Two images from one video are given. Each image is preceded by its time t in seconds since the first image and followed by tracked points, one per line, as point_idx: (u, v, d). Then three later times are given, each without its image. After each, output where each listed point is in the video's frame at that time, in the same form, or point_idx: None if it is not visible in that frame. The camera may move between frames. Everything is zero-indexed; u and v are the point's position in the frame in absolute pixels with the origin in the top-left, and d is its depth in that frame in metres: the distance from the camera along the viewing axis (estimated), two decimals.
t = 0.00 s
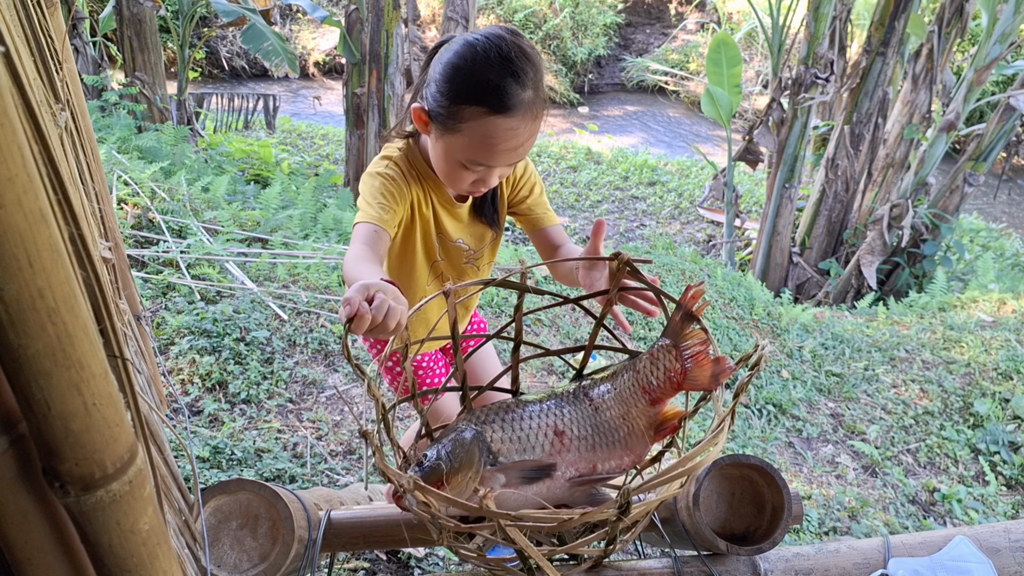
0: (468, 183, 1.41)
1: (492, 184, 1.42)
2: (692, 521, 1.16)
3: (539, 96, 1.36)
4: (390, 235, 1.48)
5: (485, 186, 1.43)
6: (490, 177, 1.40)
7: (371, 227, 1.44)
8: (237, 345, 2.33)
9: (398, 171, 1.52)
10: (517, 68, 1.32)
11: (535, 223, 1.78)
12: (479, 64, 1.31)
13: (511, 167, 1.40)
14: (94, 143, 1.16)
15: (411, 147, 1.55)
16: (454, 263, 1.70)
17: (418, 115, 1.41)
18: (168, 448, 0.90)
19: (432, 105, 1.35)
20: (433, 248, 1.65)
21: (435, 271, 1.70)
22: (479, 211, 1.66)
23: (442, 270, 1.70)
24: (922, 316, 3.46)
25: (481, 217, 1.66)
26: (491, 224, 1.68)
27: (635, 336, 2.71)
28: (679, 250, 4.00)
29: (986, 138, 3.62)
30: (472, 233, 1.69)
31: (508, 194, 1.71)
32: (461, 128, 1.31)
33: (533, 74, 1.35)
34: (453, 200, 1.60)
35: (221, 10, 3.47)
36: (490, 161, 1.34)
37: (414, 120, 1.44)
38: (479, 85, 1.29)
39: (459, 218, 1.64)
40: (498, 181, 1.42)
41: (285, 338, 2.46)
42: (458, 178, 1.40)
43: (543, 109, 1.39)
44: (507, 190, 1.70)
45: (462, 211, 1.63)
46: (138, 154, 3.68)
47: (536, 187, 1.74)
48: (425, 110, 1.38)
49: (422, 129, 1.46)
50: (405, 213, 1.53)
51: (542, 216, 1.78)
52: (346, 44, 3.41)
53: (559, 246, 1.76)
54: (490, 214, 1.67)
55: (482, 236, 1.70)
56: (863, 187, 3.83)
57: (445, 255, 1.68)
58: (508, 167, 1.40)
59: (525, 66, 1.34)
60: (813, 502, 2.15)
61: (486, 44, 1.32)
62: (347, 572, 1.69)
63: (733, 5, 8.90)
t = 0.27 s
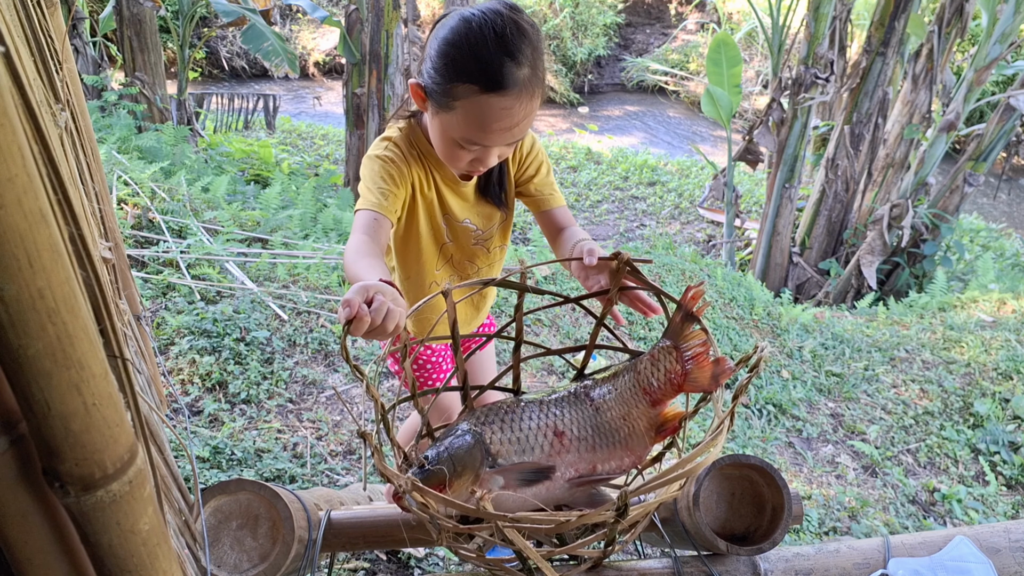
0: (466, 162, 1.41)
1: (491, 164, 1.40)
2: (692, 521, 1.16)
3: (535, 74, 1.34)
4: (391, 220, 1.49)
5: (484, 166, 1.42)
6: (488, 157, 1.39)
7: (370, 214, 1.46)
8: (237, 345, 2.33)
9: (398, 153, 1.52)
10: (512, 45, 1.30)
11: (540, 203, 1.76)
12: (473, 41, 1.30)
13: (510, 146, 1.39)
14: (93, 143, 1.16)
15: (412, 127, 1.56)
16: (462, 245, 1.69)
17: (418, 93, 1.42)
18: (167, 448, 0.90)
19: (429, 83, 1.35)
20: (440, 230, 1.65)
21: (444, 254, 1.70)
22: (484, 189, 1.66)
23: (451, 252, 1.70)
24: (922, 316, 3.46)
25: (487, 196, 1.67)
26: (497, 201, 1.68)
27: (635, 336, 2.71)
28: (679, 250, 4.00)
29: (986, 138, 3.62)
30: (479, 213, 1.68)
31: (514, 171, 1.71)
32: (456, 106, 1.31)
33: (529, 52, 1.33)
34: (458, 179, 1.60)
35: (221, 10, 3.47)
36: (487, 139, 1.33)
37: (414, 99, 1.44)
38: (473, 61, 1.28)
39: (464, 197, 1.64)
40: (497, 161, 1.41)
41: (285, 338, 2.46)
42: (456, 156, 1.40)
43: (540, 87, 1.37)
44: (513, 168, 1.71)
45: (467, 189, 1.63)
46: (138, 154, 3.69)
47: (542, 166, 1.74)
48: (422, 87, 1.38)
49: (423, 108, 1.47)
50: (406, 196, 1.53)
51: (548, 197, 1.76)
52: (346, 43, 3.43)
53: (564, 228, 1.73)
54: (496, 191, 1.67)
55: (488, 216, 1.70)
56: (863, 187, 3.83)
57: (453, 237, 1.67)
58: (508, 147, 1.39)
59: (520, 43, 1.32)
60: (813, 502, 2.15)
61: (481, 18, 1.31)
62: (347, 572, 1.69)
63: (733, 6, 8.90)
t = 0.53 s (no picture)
0: (458, 145, 1.38)
1: (483, 148, 1.36)
2: (692, 521, 1.16)
3: (525, 52, 1.31)
4: (394, 214, 1.51)
5: (478, 151, 1.37)
6: (479, 140, 1.34)
7: (375, 206, 1.48)
8: (237, 345, 2.33)
9: (405, 144, 1.53)
10: (500, 23, 1.28)
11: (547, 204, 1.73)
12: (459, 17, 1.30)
13: (503, 129, 1.34)
14: (94, 143, 1.16)
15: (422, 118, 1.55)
16: (469, 240, 1.69)
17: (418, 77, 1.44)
18: (167, 448, 0.90)
19: (423, 66, 1.35)
20: (446, 222, 1.65)
21: (451, 249, 1.70)
22: (493, 184, 1.63)
23: (457, 245, 1.70)
24: (922, 316, 3.46)
25: (495, 192, 1.64)
26: (505, 198, 1.66)
27: (635, 336, 2.71)
28: (679, 250, 4.00)
29: (986, 138, 3.62)
30: (487, 208, 1.67)
31: (525, 168, 1.68)
32: (443, 84, 1.30)
33: (518, 30, 1.30)
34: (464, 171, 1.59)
35: (221, 10, 3.47)
36: (472, 117, 1.30)
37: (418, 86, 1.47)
38: (458, 38, 1.27)
39: (473, 191, 1.63)
40: (490, 145, 1.36)
41: (285, 338, 2.46)
42: (449, 139, 1.38)
43: (531, 68, 1.33)
44: (524, 165, 1.68)
45: (475, 183, 1.62)
46: (138, 154, 3.69)
47: (552, 166, 1.72)
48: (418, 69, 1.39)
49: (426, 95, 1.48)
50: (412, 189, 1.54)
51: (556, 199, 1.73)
52: (346, 43, 3.43)
53: (567, 232, 1.71)
54: (506, 188, 1.65)
55: (496, 211, 1.68)
56: (863, 187, 3.83)
57: (458, 230, 1.67)
58: (501, 130, 1.34)
59: (509, 20, 1.30)
60: (813, 502, 2.15)
61: None
62: (347, 572, 1.69)
63: (733, 6, 8.90)
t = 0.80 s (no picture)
0: (448, 138, 1.35)
1: (471, 139, 1.32)
2: (692, 521, 1.16)
3: (515, 41, 1.28)
4: (387, 209, 1.53)
5: (467, 144, 1.34)
6: (468, 131, 1.31)
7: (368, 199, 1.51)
8: (237, 345, 2.33)
9: (407, 139, 1.54)
10: (490, 11, 1.26)
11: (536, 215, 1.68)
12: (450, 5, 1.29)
13: (492, 120, 1.30)
14: (94, 143, 1.15)
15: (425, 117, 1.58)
16: (469, 240, 1.69)
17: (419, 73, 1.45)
18: (167, 449, 0.90)
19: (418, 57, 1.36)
20: (446, 220, 1.66)
21: (451, 248, 1.70)
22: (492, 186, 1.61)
23: (457, 245, 1.70)
24: (922, 316, 3.45)
25: (495, 194, 1.63)
26: (504, 201, 1.64)
27: (635, 337, 2.71)
28: (679, 250, 4.00)
29: (986, 138, 3.62)
30: (486, 209, 1.67)
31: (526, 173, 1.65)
32: (431, 72, 1.29)
33: (509, 19, 1.28)
34: (464, 169, 1.60)
35: (221, 10, 3.47)
36: (458, 103, 1.27)
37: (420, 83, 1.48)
38: (447, 25, 1.26)
39: (473, 191, 1.63)
40: (480, 137, 1.33)
41: (285, 338, 2.46)
42: (439, 131, 1.36)
43: (522, 58, 1.29)
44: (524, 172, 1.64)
45: (475, 183, 1.62)
46: (138, 154, 3.69)
47: (552, 178, 1.67)
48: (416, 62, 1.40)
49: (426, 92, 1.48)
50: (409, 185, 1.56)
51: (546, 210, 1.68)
52: (346, 44, 3.41)
53: (550, 246, 1.68)
54: (506, 191, 1.63)
55: (496, 214, 1.68)
56: (863, 187, 3.83)
57: (457, 229, 1.67)
58: (490, 121, 1.30)
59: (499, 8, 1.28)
60: (813, 502, 2.15)
61: None
62: (347, 572, 1.69)
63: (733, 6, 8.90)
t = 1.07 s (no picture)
0: (426, 137, 1.34)
1: (449, 135, 1.31)
2: (692, 521, 1.16)
3: (486, 34, 1.28)
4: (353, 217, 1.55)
5: (446, 141, 1.33)
6: (445, 128, 1.30)
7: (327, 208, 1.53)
8: (237, 344, 2.33)
9: (382, 147, 1.56)
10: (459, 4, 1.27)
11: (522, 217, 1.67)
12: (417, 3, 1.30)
13: (468, 114, 1.30)
14: (93, 143, 1.15)
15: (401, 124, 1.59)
16: (456, 244, 1.70)
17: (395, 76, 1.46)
18: (167, 448, 0.90)
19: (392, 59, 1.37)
20: (431, 225, 1.67)
21: (439, 253, 1.71)
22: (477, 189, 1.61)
23: (445, 249, 1.71)
24: (921, 316, 3.45)
25: (480, 197, 1.63)
26: (490, 203, 1.64)
27: (636, 337, 2.71)
28: (679, 250, 4.00)
29: (986, 138, 3.62)
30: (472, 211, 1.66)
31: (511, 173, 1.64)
32: (404, 70, 1.29)
33: (479, 12, 1.28)
34: (447, 172, 1.60)
35: (221, 10, 3.47)
36: (432, 99, 1.27)
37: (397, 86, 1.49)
38: (418, 21, 1.26)
39: (456, 195, 1.63)
40: (457, 134, 1.32)
41: (285, 338, 2.45)
42: (417, 131, 1.35)
43: (494, 50, 1.29)
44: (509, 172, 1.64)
45: (458, 186, 1.62)
46: (139, 154, 3.69)
47: (537, 177, 1.66)
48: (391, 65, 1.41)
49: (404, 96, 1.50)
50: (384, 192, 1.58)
51: (532, 212, 1.67)
52: (347, 44, 3.42)
53: (538, 246, 1.69)
54: (492, 193, 1.62)
55: (482, 216, 1.68)
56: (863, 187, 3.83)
57: (444, 233, 1.68)
58: (466, 115, 1.30)
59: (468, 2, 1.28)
60: (813, 502, 2.15)
61: None
62: (347, 572, 1.69)
63: (733, 6, 8.90)
